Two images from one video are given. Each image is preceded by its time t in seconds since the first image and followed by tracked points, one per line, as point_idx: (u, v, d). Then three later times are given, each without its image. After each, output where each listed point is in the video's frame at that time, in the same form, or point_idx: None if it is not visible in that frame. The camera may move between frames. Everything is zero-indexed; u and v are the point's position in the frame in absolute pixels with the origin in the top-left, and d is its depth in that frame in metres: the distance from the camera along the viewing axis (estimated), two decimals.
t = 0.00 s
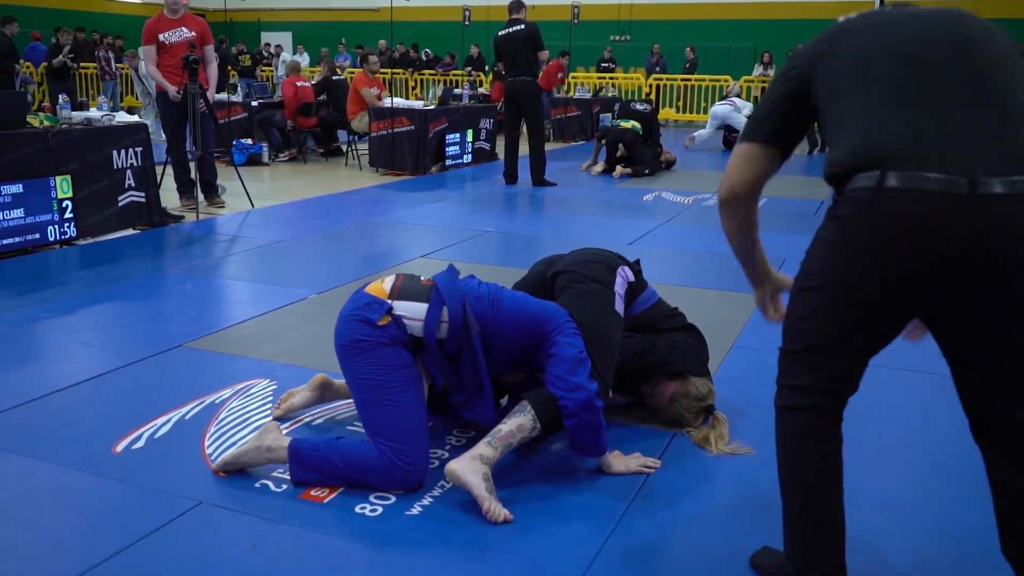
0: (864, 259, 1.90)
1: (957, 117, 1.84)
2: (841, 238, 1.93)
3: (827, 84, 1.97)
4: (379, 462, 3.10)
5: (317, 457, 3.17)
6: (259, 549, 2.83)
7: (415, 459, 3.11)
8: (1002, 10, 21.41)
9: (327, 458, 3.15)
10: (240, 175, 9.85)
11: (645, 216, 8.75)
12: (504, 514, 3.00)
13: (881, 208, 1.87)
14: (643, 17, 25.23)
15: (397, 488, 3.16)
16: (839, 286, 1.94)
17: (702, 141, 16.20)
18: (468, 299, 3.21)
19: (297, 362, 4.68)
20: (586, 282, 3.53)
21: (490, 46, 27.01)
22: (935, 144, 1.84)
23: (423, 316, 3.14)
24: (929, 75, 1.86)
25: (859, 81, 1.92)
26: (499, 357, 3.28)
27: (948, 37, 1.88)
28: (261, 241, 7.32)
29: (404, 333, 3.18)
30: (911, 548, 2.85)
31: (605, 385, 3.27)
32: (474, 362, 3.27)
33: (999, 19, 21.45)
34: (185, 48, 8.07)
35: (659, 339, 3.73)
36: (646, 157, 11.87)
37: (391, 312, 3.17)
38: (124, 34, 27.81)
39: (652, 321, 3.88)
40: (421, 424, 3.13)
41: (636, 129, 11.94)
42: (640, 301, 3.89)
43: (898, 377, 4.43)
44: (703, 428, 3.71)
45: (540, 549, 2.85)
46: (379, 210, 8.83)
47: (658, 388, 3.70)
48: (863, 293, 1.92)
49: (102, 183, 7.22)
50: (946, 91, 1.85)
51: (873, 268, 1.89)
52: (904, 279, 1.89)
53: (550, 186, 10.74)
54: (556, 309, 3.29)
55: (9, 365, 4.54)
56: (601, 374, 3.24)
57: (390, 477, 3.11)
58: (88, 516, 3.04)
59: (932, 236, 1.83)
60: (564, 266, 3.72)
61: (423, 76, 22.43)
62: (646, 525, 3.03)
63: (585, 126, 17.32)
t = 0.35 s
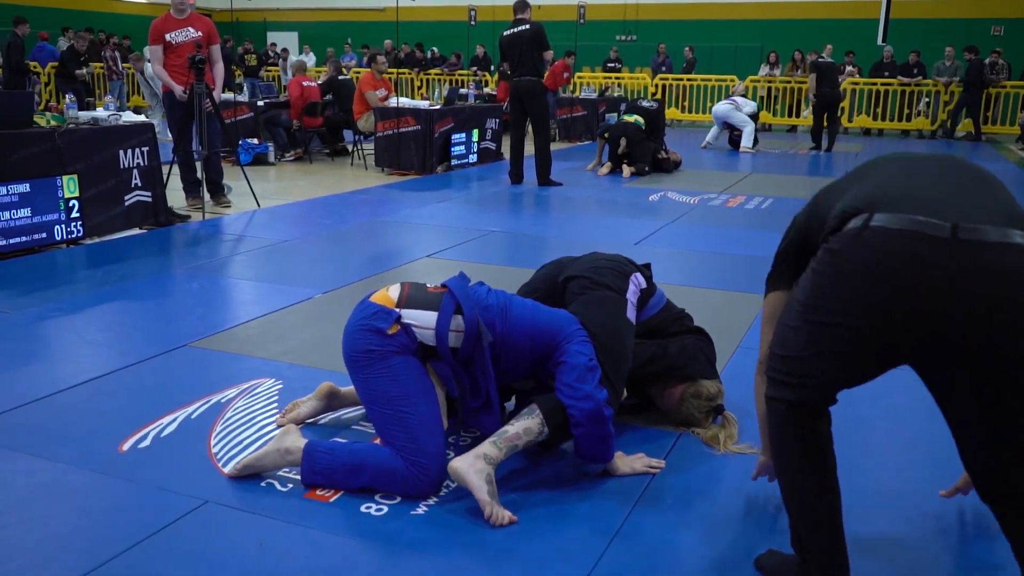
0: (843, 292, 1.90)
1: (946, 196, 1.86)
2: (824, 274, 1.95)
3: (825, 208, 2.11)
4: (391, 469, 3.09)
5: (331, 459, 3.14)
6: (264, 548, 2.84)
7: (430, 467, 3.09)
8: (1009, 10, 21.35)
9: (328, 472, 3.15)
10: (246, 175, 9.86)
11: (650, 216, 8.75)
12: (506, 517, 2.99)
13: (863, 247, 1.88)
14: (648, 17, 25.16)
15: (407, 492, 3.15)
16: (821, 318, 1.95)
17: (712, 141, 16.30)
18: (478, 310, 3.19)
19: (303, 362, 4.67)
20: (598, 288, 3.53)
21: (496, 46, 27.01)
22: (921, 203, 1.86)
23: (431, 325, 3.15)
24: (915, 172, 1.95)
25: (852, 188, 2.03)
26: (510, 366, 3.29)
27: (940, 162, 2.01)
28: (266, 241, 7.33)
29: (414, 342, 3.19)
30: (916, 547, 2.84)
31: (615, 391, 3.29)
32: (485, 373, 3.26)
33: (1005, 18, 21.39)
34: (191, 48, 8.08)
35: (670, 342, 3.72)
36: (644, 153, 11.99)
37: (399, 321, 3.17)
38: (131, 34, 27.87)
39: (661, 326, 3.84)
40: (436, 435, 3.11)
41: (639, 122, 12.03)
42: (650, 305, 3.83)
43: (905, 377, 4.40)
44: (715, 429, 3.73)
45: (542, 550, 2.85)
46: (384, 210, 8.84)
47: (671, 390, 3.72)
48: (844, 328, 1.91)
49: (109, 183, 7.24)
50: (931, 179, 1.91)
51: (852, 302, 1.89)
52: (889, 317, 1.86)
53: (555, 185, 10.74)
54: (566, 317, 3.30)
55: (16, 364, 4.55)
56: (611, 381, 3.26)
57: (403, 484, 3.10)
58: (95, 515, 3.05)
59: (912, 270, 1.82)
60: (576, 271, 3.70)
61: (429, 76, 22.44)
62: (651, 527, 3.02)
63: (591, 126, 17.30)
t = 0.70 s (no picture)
0: (903, 369, 1.99)
1: None
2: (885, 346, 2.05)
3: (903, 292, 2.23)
4: (392, 464, 3.08)
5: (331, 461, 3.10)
6: (269, 547, 2.85)
7: (429, 459, 3.11)
8: (1013, 10, 21.33)
9: (331, 472, 3.10)
10: (252, 175, 9.89)
11: (655, 216, 8.76)
12: (493, 512, 3.00)
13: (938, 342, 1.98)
14: (653, 17, 25.15)
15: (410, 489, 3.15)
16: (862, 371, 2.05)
17: (716, 141, 16.29)
18: (472, 303, 3.24)
19: (308, 362, 4.68)
20: (591, 282, 3.56)
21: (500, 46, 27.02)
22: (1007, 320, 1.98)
23: (433, 323, 3.23)
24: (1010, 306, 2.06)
25: (940, 287, 2.15)
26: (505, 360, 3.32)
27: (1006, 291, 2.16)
28: (272, 241, 7.35)
29: (413, 338, 3.24)
30: (921, 548, 2.84)
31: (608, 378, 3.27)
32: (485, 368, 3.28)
33: (1009, 18, 21.37)
34: (197, 48, 8.10)
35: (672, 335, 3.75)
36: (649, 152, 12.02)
37: (403, 318, 3.23)
38: (136, 35, 27.92)
39: (659, 321, 3.84)
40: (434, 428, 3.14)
41: (646, 123, 12.09)
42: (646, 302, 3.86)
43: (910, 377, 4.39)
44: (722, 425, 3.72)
45: (545, 549, 2.85)
46: (390, 210, 8.86)
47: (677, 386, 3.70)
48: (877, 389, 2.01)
49: (115, 183, 7.26)
50: None
51: (909, 381, 1.98)
52: (930, 412, 1.95)
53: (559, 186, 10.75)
54: (556, 308, 3.33)
55: (24, 364, 4.57)
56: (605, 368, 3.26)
57: (405, 476, 3.09)
58: (101, 513, 3.07)
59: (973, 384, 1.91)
60: (567, 270, 3.76)
61: (434, 77, 22.48)
62: (654, 526, 3.02)
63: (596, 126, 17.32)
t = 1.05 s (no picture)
0: (880, 416, 2.13)
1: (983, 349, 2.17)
2: (867, 405, 2.19)
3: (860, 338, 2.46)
4: (393, 463, 3.09)
5: (332, 459, 3.11)
6: (273, 547, 2.85)
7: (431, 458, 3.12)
8: (1016, 10, 21.32)
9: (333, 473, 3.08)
10: (255, 175, 9.91)
11: (658, 217, 8.76)
12: (467, 505, 3.04)
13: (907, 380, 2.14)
14: (657, 17, 25.11)
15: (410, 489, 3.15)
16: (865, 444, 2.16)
17: (719, 141, 16.29)
18: (473, 305, 3.24)
19: (311, 362, 4.69)
20: (588, 283, 3.57)
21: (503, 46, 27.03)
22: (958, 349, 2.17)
23: (431, 324, 3.23)
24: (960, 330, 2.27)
25: (891, 328, 2.38)
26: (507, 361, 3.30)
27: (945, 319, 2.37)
28: (276, 241, 7.36)
29: (412, 341, 3.26)
30: (926, 549, 2.83)
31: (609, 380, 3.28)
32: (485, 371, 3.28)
33: (1013, 18, 21.35)
34: (200, 49, 8.11)
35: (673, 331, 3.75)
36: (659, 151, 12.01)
37: (400, 320, 3.24)
38: (138, 35, 27.96)
39: (659, 321, 3.85)
40: (433, 428, 3.16)
41: (656, 122, 12.04)
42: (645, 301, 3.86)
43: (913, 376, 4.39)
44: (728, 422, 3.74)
45: (547, 548, 2.86)
46: (393, 210, 8.87)
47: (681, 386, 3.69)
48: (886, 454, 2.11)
49: (119, 183, 7.28)
50: (974, 338, 2.23)
51: (897, 430, 2.10)
52: (943, 452, 2.04)
53: (562, 186, 10.75)
54: (558, 307, 3.33)
55: (28, 363, 4.58)
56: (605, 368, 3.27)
57: (407, 475, 3.09)
58: (106, 512, 3.08)
59: (956, 405, 2.04)
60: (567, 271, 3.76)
61: (437, 77, 22.48)
62: (656, 526, 3.02)
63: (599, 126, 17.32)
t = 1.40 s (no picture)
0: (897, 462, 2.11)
1: (988, 393, 2.18)
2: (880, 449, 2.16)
3: (859, 373, 2.45)
4: (392, 458, 3.09)
5: (327, 462, 3.09)
6: (275, 546, 2.86)
7: (428, 453, 3.12)
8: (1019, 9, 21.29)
9: (334, 472, 3.08)
10: (258, 175, 9.92)
11: (659, 217, 8.76)
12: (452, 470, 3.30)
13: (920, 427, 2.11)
14: (659, 17, 25.08)
15: (410, 488, 3.15)
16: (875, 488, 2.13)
17: (721, 141, 16.28)
18: (467, 296, 3.26)
19: (313, 361, 4.69)
20: (586, 277, 3.66)
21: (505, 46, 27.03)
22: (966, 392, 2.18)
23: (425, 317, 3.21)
24: (961, 368, 2.30)
25: (892, 364, 2.37)
26: (499, 355, 3.31)
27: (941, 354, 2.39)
28: (278, 241, 7.36)
29: (407, 337, 3.25)
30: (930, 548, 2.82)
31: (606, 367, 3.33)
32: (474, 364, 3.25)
33: (1016, 18, 21.30)
34: (202, 49, 8.12)
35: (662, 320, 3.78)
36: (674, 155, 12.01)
37: (394, 317, 3.24)
38: (140, 34, 27.98)
39: (640, 309, 3.95)
40: (430, 424, 3.15)
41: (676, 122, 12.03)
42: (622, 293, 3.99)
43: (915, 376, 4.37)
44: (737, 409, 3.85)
45: (548, 548, 2.85)
46: (395, 210, 8.87)
47: (692, 382, 3.73)
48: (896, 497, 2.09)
49: (122, 183, 7.29)
50: (978, 379, 2.24)
51: (913, 476, 2.08)
52: (957, 500, 2.04)
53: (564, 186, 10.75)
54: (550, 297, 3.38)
55: (31, 363, 4.59)
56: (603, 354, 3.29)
57: (406, 471, 3.10)
58: (107, 512, 3.08)
59: (969, 454, 2.03)
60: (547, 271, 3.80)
61: (439, 77, 22.48)
62: (657, 526, 3.01)
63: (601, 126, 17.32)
